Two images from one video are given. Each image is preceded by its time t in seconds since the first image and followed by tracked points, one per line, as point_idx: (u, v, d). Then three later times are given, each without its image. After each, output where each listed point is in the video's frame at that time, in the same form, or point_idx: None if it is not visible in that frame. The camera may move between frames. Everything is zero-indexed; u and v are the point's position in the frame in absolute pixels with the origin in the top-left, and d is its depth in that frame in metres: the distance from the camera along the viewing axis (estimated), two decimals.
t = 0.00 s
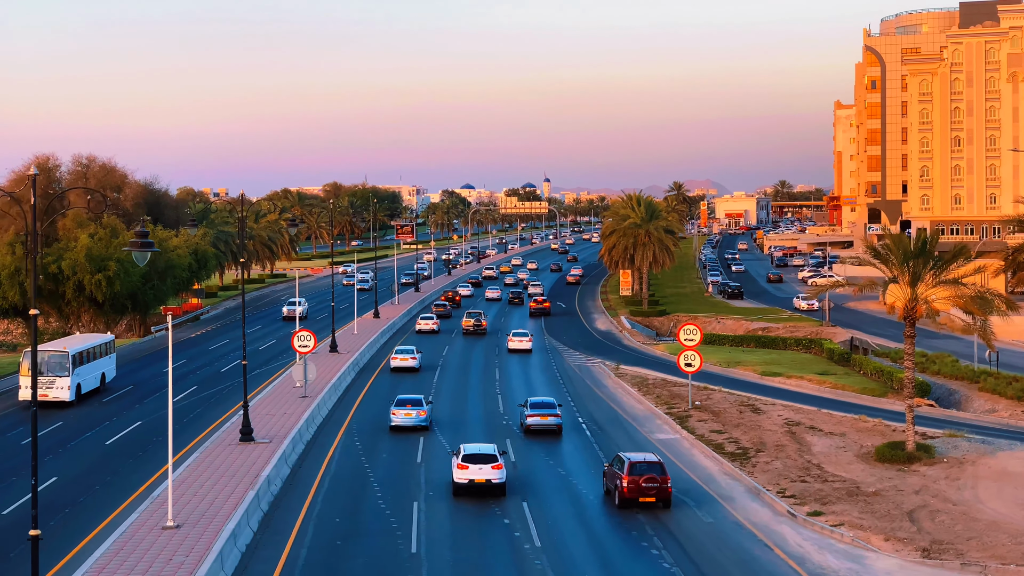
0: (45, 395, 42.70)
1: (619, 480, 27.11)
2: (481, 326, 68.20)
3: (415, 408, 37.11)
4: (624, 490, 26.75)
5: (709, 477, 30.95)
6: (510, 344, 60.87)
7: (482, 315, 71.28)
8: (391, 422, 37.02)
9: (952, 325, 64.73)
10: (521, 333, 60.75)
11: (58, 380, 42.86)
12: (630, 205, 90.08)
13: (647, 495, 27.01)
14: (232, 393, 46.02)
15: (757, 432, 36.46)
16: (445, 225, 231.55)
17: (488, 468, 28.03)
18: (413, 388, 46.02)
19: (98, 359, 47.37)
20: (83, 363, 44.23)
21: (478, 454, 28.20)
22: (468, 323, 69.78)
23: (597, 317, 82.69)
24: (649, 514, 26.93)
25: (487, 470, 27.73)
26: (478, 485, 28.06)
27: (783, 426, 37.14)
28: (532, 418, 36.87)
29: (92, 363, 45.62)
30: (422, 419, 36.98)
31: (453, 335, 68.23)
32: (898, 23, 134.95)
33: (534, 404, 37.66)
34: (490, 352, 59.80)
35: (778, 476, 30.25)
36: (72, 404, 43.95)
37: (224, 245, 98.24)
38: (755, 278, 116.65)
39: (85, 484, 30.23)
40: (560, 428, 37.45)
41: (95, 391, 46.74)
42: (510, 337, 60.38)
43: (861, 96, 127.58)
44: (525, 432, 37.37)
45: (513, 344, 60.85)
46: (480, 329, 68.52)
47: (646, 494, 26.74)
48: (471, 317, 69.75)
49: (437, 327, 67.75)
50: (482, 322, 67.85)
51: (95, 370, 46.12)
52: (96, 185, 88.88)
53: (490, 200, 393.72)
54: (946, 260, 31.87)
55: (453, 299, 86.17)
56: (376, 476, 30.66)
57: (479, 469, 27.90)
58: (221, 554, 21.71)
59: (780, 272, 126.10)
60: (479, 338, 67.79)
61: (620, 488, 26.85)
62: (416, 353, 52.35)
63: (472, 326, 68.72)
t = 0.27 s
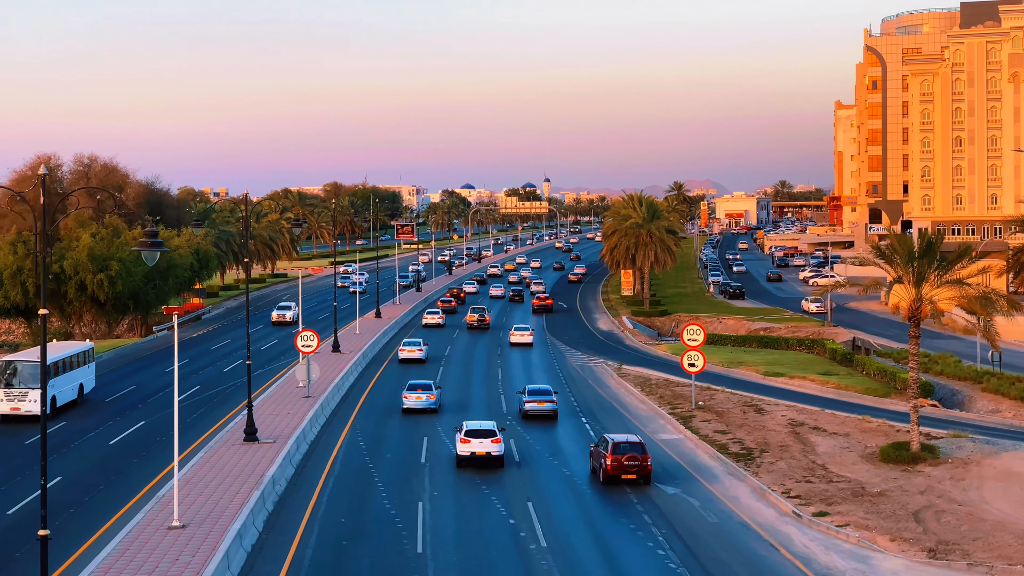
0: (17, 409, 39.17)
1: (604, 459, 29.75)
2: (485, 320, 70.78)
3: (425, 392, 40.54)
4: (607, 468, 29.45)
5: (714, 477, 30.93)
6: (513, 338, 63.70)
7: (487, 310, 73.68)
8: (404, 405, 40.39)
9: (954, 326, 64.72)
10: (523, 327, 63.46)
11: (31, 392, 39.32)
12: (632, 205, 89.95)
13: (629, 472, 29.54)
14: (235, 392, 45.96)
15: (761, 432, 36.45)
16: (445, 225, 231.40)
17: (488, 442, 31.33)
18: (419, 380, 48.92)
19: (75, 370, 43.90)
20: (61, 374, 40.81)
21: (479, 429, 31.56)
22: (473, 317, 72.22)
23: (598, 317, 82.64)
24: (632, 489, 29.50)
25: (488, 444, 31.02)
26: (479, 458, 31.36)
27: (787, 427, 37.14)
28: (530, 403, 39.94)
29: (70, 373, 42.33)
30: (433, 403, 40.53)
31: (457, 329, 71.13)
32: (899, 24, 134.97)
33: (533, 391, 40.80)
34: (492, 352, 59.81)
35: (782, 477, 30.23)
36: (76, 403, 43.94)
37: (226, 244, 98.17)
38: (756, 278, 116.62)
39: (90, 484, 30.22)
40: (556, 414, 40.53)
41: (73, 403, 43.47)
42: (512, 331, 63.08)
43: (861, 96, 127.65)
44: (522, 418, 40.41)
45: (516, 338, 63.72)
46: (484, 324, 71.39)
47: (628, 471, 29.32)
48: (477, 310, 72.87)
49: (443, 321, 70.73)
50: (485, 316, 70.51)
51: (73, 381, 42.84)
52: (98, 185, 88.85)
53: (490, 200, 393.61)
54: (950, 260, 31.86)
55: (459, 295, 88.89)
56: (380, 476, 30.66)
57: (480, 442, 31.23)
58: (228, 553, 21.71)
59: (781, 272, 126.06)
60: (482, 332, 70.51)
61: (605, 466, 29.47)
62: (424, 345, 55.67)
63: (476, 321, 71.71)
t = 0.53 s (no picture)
0: None
1: (592, 441, 32.25)
2: (490, 315, 73.04)
3: (434, 377, 43.88)
4: (595, 448, 31.93)
5: (720, 477, 30.90)
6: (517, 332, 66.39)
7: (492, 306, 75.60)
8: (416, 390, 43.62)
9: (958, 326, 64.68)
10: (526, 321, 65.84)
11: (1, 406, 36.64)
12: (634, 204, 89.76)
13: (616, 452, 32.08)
14: (239, 392, 45.91)
15: (766, 432, 36.43)
16: (447, 225, 231.35)
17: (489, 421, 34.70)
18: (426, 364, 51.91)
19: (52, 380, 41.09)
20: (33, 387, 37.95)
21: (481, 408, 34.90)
22: (479, 312, 74.39)
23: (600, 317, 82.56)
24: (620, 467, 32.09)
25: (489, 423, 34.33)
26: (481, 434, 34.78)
27: (792, 426, 37.11)
28: (529, 390, 42.99)
29: (47, 385, 39.35)
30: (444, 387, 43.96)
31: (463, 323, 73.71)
32: (901, 24, 134.90)
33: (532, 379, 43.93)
34: (495, 351, 59.82)
35: (788, 476, 30.21)
36: (80, 404, 43.89)
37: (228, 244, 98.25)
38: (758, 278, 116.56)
39: (96, 484, 30.17)
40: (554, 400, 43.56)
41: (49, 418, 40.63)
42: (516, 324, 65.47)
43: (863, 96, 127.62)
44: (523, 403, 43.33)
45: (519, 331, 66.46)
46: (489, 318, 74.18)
47: (614, 451, 31.83)
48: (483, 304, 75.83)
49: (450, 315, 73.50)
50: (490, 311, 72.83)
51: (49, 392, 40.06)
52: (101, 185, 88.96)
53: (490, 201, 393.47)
54: (956, 260, 31.82)
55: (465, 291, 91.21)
56: (386, 475, 30.64)
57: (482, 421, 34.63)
58: (236, 554, 21.69)
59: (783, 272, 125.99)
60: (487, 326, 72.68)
61: (593, 446, 32.00)
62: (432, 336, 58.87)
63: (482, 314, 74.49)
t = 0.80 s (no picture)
0: None
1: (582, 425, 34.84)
2: (493, 312, 75.01)
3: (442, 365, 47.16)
4: (584, 431, 34.47)
5: (724, 477, 30.89)
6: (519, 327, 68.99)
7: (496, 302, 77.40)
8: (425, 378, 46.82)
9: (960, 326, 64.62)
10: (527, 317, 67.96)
11: None
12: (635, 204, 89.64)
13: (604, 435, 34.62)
14: (241, 392, 45.87)
15: (770, 432, 36.41)
16: (447, 224, 231.21)
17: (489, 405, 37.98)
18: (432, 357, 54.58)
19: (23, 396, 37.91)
20: None
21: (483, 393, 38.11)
22: (482, 309, 76.30)
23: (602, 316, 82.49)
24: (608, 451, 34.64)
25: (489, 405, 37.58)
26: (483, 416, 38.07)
27: (796, 426, 37.10)
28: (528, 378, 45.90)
29: (14, 400, 36.27)
30: (449, 375, 46.78)
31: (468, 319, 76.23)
32: (902, 23, 134.83)
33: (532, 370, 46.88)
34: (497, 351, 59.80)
35: (793, 476, 30.19)
36: (81, 404, 43.85)
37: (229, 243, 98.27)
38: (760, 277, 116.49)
39: (100, 484, 30.16)
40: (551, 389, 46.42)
41: (19, 433, 37.68)
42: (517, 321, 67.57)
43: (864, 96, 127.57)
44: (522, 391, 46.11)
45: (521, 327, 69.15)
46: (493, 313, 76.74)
47: (600, 434, 34.37)
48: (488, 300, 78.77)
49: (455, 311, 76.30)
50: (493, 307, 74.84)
51: (17, 409, 36.79)
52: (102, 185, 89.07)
53: (490, 200, 393.17)
54: (961, 260, 31.80)
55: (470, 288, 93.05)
56: (391, 475, 30.61)
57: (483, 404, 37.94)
58: (242, 554, 21.69)
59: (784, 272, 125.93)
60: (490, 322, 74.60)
61: (583, 430, 34.54)
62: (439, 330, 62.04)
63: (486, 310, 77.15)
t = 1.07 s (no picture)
0: None
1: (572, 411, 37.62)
2: (496, 308, 76.63)
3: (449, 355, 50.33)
4: (575, 417, 37.13)
5: (729, 477, 30.87)
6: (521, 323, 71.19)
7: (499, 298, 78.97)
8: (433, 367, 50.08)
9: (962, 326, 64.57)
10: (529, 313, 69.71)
11: None
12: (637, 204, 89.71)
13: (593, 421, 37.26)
14: (244, 392, 45.86)
15: (774, 432, 36.40)
16: (448, 224, 231.13)
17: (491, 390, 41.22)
18: (439, 348, 57.59)
19: None
20: None
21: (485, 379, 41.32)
22: (486, 306, 77.73)
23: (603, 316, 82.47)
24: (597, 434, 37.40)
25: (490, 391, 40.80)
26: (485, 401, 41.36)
27: (799, 426, 37.08)
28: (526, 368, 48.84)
29: None
30: (456, 364, 50.11)
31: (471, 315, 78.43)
32: (903, 23, 134.73)
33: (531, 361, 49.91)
34: (500, 350, 59.87)
35: (798, 476, 30.19)
36: (84, 404, 43.85)
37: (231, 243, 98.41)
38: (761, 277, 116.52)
39: (105, 484, 30.16)
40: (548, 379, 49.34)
41: None
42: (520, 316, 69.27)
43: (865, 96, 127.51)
44: (522, 381, 49.04)
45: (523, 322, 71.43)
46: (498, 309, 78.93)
47: (589, 419, 37.05)
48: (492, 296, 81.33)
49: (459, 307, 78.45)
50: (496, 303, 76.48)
51: None
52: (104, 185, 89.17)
53: (490, 200, 393.05)
54: (966, 260, 31.78)
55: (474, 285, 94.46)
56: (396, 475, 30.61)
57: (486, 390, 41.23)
58: (248, 553, 21.68)
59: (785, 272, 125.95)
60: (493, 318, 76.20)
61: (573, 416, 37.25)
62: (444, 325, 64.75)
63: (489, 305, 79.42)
